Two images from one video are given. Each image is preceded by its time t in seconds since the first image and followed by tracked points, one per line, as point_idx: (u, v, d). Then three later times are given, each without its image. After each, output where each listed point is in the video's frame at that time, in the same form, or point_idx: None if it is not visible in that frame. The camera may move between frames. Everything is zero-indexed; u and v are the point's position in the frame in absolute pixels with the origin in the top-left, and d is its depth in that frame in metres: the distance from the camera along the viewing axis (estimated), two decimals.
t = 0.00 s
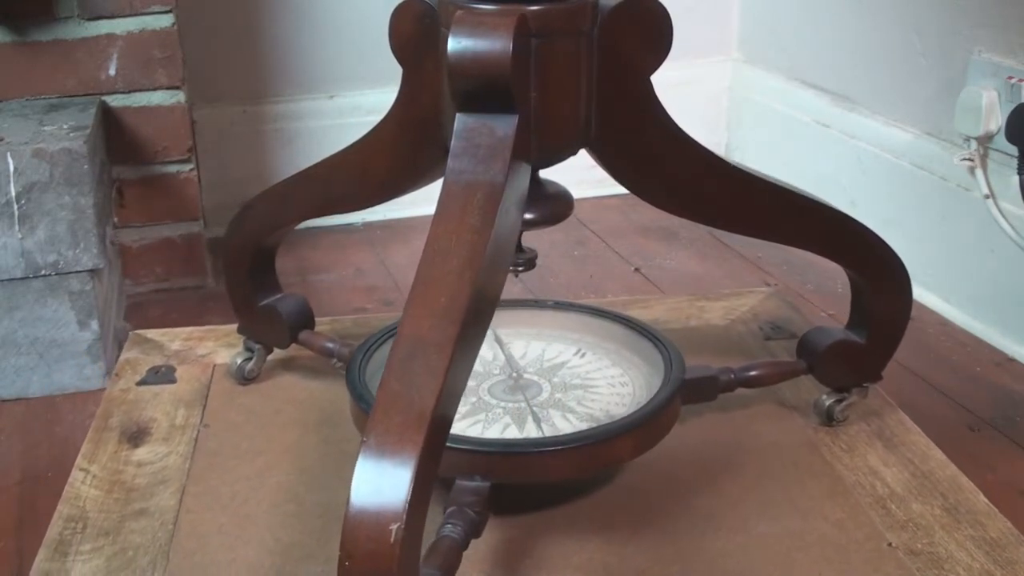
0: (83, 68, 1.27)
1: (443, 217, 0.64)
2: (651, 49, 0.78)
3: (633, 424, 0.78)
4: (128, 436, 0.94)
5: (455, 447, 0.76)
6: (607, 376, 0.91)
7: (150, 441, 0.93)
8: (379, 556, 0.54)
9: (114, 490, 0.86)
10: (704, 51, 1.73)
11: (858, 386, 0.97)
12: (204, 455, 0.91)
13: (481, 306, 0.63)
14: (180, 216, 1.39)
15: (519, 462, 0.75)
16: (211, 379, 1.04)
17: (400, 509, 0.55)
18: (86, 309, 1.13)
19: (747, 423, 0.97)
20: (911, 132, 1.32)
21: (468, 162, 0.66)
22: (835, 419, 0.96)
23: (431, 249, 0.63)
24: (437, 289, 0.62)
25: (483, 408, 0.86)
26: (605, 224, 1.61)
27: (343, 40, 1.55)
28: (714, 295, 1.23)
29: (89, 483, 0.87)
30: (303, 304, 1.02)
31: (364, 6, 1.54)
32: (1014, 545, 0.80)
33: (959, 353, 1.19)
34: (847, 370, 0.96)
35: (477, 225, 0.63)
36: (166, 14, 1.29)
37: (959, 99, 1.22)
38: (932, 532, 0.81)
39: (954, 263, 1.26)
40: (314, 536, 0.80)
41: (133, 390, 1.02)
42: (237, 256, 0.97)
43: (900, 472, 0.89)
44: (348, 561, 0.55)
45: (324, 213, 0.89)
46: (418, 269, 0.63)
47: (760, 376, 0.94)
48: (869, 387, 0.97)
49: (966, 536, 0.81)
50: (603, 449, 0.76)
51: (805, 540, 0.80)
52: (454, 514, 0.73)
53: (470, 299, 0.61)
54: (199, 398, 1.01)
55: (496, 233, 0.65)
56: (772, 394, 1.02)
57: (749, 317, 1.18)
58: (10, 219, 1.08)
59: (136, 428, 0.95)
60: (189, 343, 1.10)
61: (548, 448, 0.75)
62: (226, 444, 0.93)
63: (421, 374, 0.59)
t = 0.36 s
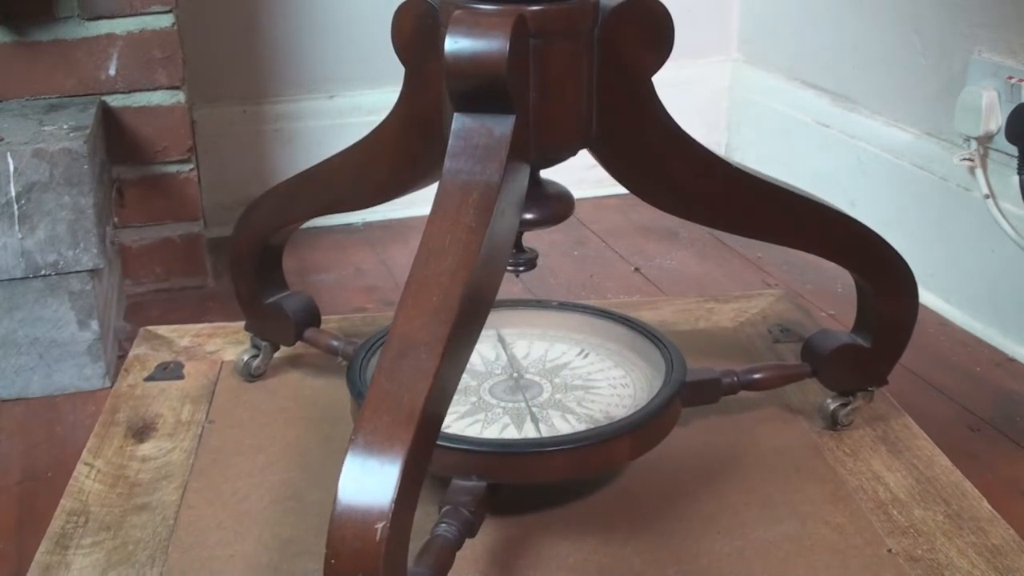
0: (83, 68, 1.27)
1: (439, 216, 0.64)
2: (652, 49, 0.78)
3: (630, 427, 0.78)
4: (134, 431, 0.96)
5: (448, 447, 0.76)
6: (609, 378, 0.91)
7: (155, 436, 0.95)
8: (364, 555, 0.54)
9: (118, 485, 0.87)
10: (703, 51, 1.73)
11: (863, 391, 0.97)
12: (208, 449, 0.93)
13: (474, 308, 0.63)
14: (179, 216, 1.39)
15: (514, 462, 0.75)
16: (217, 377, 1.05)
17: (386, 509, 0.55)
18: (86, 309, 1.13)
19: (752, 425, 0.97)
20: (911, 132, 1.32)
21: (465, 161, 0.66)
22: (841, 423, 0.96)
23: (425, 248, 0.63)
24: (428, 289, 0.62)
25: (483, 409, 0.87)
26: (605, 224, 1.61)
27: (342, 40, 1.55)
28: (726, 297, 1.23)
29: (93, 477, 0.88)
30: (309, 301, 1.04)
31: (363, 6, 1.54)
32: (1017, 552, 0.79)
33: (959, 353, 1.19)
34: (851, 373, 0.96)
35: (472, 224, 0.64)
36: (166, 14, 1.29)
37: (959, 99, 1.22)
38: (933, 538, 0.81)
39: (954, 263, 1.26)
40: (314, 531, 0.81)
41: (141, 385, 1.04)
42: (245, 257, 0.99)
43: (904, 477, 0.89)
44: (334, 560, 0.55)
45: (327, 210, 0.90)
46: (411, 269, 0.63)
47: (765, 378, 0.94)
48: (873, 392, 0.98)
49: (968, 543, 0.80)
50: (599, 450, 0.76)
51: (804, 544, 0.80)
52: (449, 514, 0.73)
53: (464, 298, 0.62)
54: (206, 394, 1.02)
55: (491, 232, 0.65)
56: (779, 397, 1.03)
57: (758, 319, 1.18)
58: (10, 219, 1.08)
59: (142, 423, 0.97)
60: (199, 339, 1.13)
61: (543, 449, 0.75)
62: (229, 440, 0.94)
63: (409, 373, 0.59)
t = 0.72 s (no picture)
0: (83, 68, 1.27)
1: (436, 217, 0.65)
2: (654, 49, 0.78)
3: (627, 429, 0.78)
4: (140, 426, 0.98)
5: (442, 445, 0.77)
6: (611, 379, 0.91)
7: (160, 432, 0.97)
8: (349, 553, 0.54)
9: (121, 480, 0.89)
10: (704, 51, 1.73)
11: (868, 395, 0.97)
12: (212, 445, 0.95)
13: (467, 309, 0.63)
14: (179, 216, 1.39)
15: (510, 462, 0.75)
16: (224, 374, 1.07)
17: (371, 507, 0.55)
18: (85, 309, 1.13)
19: (756, 428, 0.97)
20: (911, 132, 1.32)
21: (461, 162, 0.66)
22: (845, 427, 0.96)
23: (419, 248, 0.64)
24: (420, 288, 0.62)
25: (482, 409, 0.87)
26: (604, 224, 1.61)
27: (343, 40, 1.55)
28: (737, 299, 1.23)
29: (97, 471, 0.90)
30: (315, 299, 1.05)
31: (364, 6, 1.54)
32: (1017, 559, 0.79)
33: (959, 353, 1.19)
34: (858, 377, 0.96)
35: (467, 225, 0.64)
36: (165, 14, 1.29)
37: (959, 99, 1.22)
38: (934, 545, 0.81)
39: (954, 264, 1.26)
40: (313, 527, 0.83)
41: (149, 381, 1.06)
42: (252, 254, 1.00)
43: (907, 482, 0.89)
44: (319, 557, 0.55)
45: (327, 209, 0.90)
46: (405, 269, 0.64)
47: (769, 381, 0.94)
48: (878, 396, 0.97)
49: (969, 550, 0.80)
50: (595, 452, 0.76)
51: (802, 549, 0.80)
52: (444, 513, 0.75)
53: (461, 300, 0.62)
54: (212, 391, 1.04)
55: (487, 232, 0.65)
56: (785, 401, 1.03)
57: (768, 322, 1.18)
58: (10, 219, 1.08)
59: (148, 419, 0.99)
60: (208, 336, 1.15)
61: (540, 450, 0.75)
62: (235, 436, 0.96)
63: (398, 371, 0.60)
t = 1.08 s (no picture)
0: (83, 68, 1.27)
1: (432, 218, 0.65)
2: (655, 50, 0.78)
3: (624, 431, 0.78)
4: (145, 422, 0.99)
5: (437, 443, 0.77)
6: (612, 381, 0.91)
7: (165, 427, 0.98)
8: (335, 551, 0.56)
9: (124, 474, 0.91)
10: (703, 51, 1.73)
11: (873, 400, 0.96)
12: (215, 441, 0.96)
13: (460, 310, 0.64)
14: (179, 216, 1.39)
15: (507, 462, 0.75)
16: (230, 372, 1.08)
17: (357, 505, 0.56)
18: (86, 309, 1.13)
19: (759, 431, 0.97)
20: (911, 132, 1.32)
21: (457, 162, 0.66)
22: (849, 431, 0.96)
23: (414, 248, 0.64)
24: (412, 289, 0.63)
25: (481, 408, 0.87)
26: (604, 224, 1.61)
27: (343, 40, 1.55)
28: (746, 302, 1.23)
29: (101, 466, 0.92)
30: (321, 297, 1.05)
31: (363, 6, 1.54)
32: (1017, 567, 0.78)
33: (958, 353, 1.19)
34: (863, 381, 0.95)
35: (462, 225, 0.64)
36: (165, 14, 1.29)
37: (959, 99, 1.22)
38: (935, 551, 0.80)
39: (954, 265, 1.26)
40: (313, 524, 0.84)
41: (157, 376, 1.08)
42: (258, 253, 1.00)
43: (910, 487, 0.88)
44: (306, 554, 0.56)
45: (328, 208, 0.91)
46: (399, 267, 0.64)
47: (771, 385, 0.94)
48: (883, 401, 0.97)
49: (970, 557, 0.79)
50: (592, 453, 0.76)
51: (800, 555, 0.79)
52: (439, 512, 0.75)
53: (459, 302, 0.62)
54: (218, 387, 1.05)
55: (482, 232, 0.65)
56: (790, 404, 1.02)
57: (777, 325, 1.17)
58: (10, 219, 1.08)
59: (153, 415, 1.00)
60: (217, 333, 1.16)
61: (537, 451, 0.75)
62: (240, 434, 0.97)
63: (387, 372, 0.60)
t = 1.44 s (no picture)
0: (83, 68, 1.27)
1: (428, 217, 0.65)
2: (656, 51, 0.77)
3: (622, 433, 0.78)
4: (151, 417, 1.00)
5: (432, 443, 0.78)
6: (613, 382, 0.91)
7: (171, 423, 0.99)
8: (320, 548, 0.56)
9: (128, 469, 0.92)
10: (703, 51, 1.73)
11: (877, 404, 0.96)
12: (218, 438, 0.96)
13: (453, 310, 0.64)
14: (179, 216, 1.38)
15: (504, 462, 0.76)
16: (236, 369, 1.09)
17: (343, 504, 0.57)
18: (86, 309, 1.13)
19: (762, 434, 0.97)
20: (911, 132, 1.32)
21: (454, 161, 0.67)
22: (853, 434, 0.95)
23: (409, 247, 0.64)
24: (405, 288, 0.63)
25: (481, 408, 0.88)
26: (604, 224, 1.61)
27: (343, 41, 1.55)
28: (755, 304, 1.22)
29: (106, 461, 0.93)
30: (326, 296, 1.05)
31: (364, 7, 1.54)
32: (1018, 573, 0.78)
33: (958, 353, 1.19)
34: (867, 385, 0.95)
35: (457, 225, 0.64)
36: (165, 14, 1.29)
37: (959, 99, 1.22)
38: (936, 557, 0.80)
39: (954, 264, 1.26)
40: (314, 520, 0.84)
41: (165, 372, 1.08)
42: (265, 250, 1.00)
43: (913, 493, 0.87)
44: (292, 552, 0.57)
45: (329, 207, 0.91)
46: (393, 266, 0.65)
47: (774, 388, 0.94)
48: (887, 405, 0.96)
49: (971, 564, 0.79)
50: (589, 454, 0.77)
51: (799, 559, 0.79)
52: (433, 512, 0.75)
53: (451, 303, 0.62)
54: (224, 383, 1.06)
55: (478, 231, 0.65)
56: (795, 406, 1.02)
57: (785, 326, 1.17)
58: (10, 219, 1.08)
59: (159, 410, 1.01)
60: (227, 329, 1.17)
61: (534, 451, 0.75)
62: (244, 431, 0.98)
63: (379, 371, 0.61)
